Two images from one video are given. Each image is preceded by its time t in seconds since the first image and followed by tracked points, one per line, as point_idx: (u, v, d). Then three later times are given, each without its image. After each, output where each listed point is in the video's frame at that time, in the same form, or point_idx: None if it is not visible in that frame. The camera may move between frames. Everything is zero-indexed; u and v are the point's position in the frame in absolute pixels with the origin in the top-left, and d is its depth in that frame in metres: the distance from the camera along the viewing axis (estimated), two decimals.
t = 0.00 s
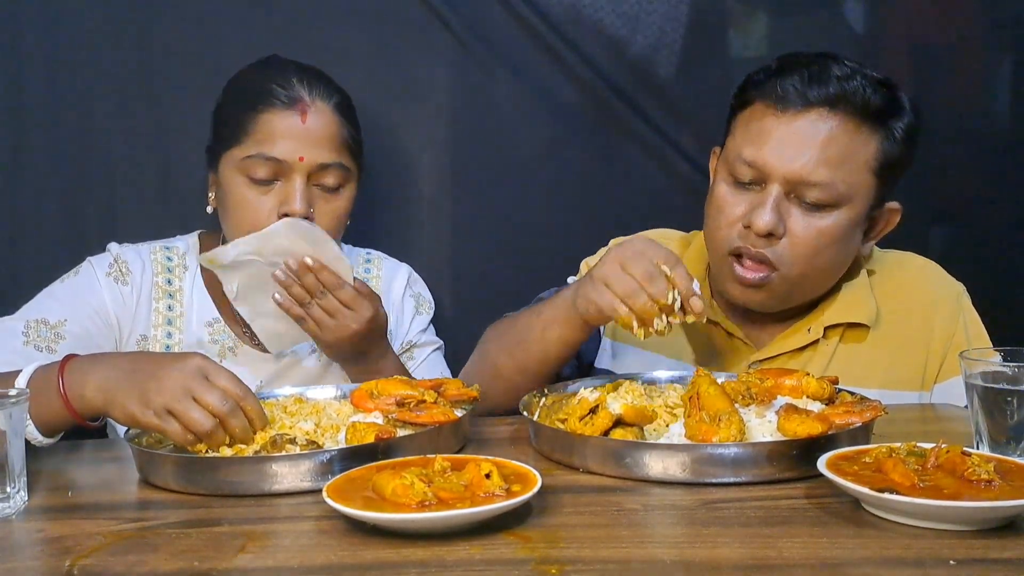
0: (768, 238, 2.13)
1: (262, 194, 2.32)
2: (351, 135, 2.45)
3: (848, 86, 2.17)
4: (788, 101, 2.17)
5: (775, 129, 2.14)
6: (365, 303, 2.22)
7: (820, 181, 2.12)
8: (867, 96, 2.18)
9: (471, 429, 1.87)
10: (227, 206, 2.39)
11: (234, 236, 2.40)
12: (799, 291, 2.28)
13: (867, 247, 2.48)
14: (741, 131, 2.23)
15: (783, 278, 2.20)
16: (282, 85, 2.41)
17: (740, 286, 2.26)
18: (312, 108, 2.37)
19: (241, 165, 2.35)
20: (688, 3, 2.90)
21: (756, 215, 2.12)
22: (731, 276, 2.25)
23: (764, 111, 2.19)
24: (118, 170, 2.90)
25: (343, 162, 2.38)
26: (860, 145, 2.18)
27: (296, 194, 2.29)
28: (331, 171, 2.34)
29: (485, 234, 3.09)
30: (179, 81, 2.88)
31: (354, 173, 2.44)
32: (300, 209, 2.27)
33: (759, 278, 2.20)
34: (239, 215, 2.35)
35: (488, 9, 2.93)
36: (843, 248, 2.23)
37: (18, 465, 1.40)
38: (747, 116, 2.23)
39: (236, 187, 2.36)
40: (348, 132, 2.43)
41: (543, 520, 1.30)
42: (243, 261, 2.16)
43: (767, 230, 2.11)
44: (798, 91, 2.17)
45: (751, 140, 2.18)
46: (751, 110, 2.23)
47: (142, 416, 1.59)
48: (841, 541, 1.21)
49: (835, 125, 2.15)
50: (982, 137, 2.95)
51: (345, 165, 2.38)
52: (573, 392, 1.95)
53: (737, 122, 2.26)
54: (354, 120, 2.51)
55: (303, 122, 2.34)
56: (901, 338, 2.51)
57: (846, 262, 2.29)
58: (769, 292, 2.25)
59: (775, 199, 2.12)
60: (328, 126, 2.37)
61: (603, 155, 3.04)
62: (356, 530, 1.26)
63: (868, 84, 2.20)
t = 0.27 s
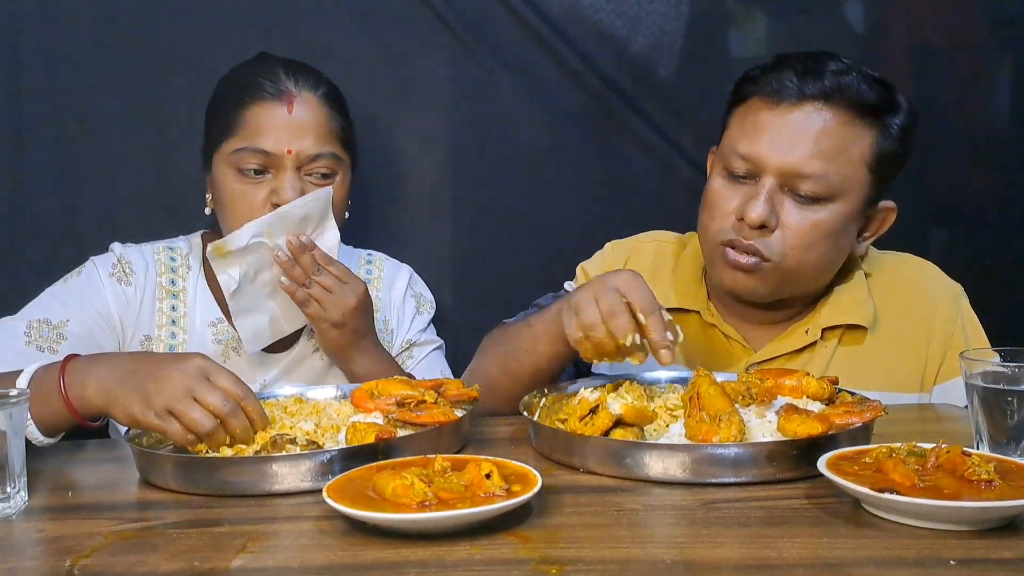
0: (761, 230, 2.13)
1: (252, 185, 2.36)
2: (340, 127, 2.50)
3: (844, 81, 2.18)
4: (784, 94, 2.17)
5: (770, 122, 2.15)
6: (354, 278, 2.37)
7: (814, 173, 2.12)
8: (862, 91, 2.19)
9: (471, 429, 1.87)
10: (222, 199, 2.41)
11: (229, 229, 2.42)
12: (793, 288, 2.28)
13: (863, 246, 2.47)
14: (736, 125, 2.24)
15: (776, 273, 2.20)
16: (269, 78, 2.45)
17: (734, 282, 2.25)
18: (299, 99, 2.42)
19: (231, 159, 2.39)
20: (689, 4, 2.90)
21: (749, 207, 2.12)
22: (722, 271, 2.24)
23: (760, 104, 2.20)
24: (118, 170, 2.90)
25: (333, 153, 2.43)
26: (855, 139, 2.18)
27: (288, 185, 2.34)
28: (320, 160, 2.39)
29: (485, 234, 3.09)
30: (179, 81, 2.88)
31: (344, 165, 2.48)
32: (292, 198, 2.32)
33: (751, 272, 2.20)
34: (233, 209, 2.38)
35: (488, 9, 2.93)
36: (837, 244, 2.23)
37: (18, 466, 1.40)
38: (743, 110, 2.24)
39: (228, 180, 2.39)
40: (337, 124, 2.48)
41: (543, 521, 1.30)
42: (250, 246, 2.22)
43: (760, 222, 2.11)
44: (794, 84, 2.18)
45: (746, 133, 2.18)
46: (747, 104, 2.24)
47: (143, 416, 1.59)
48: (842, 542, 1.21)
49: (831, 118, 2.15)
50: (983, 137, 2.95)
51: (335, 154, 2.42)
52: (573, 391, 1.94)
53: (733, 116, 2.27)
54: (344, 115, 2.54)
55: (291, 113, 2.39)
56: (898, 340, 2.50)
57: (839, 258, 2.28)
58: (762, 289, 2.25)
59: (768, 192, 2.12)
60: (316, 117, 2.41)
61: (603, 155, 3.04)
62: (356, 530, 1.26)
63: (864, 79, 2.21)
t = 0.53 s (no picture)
0: (743, 226, 2.14)
1: (248, 175, 2.36)
2: (331, 115, 2.52)
3: (815, 74, 2.19)
4: (757, 91, 2.18)
5: (744, 119, 2.16)
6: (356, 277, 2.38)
7: (792, 166, 2.13)
8: (834, 82, 2.19)
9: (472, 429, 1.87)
10: (217, 198, 2.43)
11: (227, 223, 2.43)
12: (783, 284, 2.27)
13: (847, 237, 2.44)
14: (712, 126, 2.25)
15: (764, 268, 2.20)
16: (260, 72, 2.48)
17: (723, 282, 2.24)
18: (288, 89, 2.45)
19: (226, 152, 2.39)
20: (689, 4, 2.90)
21: (730, 204, 2.13)
22: (709, 270, 2.25)
23: (732, 104, 2.21)
24: (118, 171, 2.90)
25: (325, 138, 2.43)
26: (831, 129, 2.18)
27: (284, 172, 2.33)
28: (314, 146, 2.38)
29: (485, 234, 3.09)
30: (179, 81, 2.88)
31: (339, 151, 2.48)
32: (288, 185, 2.31)
33: (737, 269, 2.20)
34: (229, 202, 2.38)
35: (489, 9, 2.93)
36: (823, 237, 2.23)
37: (18, 466, 1.40)
38: (718, 111, 2.25)
39: (221, 173, 2.40)
40: (327, 112, 2.49)
41: (543, 521, 1.30)
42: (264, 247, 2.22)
43: (742, 218, 2.12)
44: (764, 81, 2.19)
45: (722, 132, 2.20)
46: (720, 106, 2.25)
47: (142, 413, 1.59)
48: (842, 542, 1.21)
49: (805, 111, 2.16)
50: (983, 137, 2.95)
51: (327, 141, 2.42)
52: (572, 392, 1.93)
53: (709, 118, 2.29)
54: (334, 107, 2.55)
55: (280, 102, 2.41)
56: (890, 342, 2.50)
57: (828, 249, 2.28)
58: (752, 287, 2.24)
59: (748, 188, 2.13)
60: (305, 106, 2.43)
61: (603, 156, 3.04)
62: (357, 530, 1.26)
63: (835, 72, 2.21)
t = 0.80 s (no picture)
0: (737, 224, 2.13)
1: (226, 184, 2.37)
2: (315, 121, 2.52)
3: (806, 72, 2.19)
4: (749, 89, 2.18)
5: (736, 118, 2.16)
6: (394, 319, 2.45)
7: (784, 164, 2.13)
8: (825, 80, 2.20)
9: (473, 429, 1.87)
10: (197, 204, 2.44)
11: (209, 232, 2.45)
12: (777, 283, 2.27)
13: (845, 234, 2.43)
14: (706, 125, 2.25)
15: (759, 266, 2.19)
16: (243, 79, 2.47)
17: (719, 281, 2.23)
18: (271, 96, 2.44)
19: (208, 159, 2.40)
20: (689, 4, 2.90)
21: (723, 203, 2.12)
22: (704, 270, 2.23)
23: (725, 102, 2.21)
24: (118, 171, 2.90)
25: (307, 148, 2.44)
26: (824, 127, 2.18)
27: (262, 182, 2.36)
28: (294, 155, 2.40)
29: (485, 234, 3.09)
30: (179, 81, 2.88)
31: (321, 160, 2.50)
32: (267, 197, 2.35)
33: (733, 268, 2.19)
34: (209, 210, 2.40)
35: (489, 9, 2.93)
36: (817, 234, 2.23)
37: (18, 466, 1.40)
38: (710, 111, 2.26)
39: (204, 180, 2.40)
40: (312, 118, 2.50)
41: (543, 521, 1.30)
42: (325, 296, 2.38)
43: (735, 217, 2.11)
44: (756, 79, 2.19)
45: (715, 131, 2.20)
46: (713, 105, 2.25)
47: (141, 402, 1.59)
48: (842, 541, 1.21)
49: (797, 109, 2.16)
50: (983, 137, 2.95)
51: (309, 150, 2.45)
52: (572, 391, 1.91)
53: (703, 118, 2.29)
54: (320, 110, 2.55)
55: (262, 111, 2.42)
56: (890, 342, 2.50)
57: (822, 248, 2.27)
58: (747, 286, 2.23)
59: (741, 186, 2.13)
60: (289, 114, 2.44)
61: (603, 156, 3.04)
62: (357, 530, 1.26)
63: (826, 70, 2.22)
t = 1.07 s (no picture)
0: (740, 224, 2.14)
1: (229, 190, 2.37)
2: (322, 127, 2.50)
3: (813, 72, 2.18)
4: (755, 89, 2.18)
5: (742, 118, 2.16)
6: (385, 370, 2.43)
7: (789, 165, 2.13)
8: (832, 82, 2.19)
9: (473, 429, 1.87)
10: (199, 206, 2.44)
11: (213, 235, 2.44)
12: (780, 282, 2.27)
13: (850, 237, 2.44)
14: (713, 124, 2.26)
15: (762, 266, 2.20)
16: (246, 82, 2.45)
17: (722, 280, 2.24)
18: (274, 102, 2.42)
19: (212, 163, 2.38)
20: (689, 3, 2.89)
21: (727, 203, 2.13)
22: (708, 268, 2.24)
23: (731, 102, 2.21)
24: (118, 171, 2.90)
25: (310, 154, 2.42)
26: (831, 129, 2.18)
27: (264, 190, 2.35)
28: (297, 163, 2.39)
29: (485, 234, 3.09)
30: (178, 81, 2.88)
31: (326, 165, 2.48)
32: (268, 205, 2.34)
33: (736, 267, 2.19)
34: (211, 215, 2.40)
35: (488, 9, 2.92)
36: (821, 236, 2.23)
37: (18, 466, 1.40)
38: (717, 111, 2.26)
39: (208, 184, 2.39)
40: (317, 125, 2.48)
41: (543, 521, 1.30)
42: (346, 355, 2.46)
43: (740, 217, 2.12)
44: (762, 79, 2.19)
45: (721, 130, 2.20)
46: (720, 105, 2.26)
47: (185, 390, 1.61)
48: (842, 541, 1.21)
49: (803, 110, 2.16)
50: (983, 137, 2.95)
51: (314, 157, 2.43)
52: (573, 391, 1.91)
53: (710, 117, 2.29)
54: (323, 114, 2.54)
55: (267, 117, 2.39)
56: (892, 341, 2.50)
57: (825, 250, 2.27)
58: (750, 286, 2.24)
59: (746, 186, 2.13)
60: (294, 119, 2.42)
61: (603, 156, 3.04)
62: (357, 529, 1.26)
63: (834, 71, 2.21)
